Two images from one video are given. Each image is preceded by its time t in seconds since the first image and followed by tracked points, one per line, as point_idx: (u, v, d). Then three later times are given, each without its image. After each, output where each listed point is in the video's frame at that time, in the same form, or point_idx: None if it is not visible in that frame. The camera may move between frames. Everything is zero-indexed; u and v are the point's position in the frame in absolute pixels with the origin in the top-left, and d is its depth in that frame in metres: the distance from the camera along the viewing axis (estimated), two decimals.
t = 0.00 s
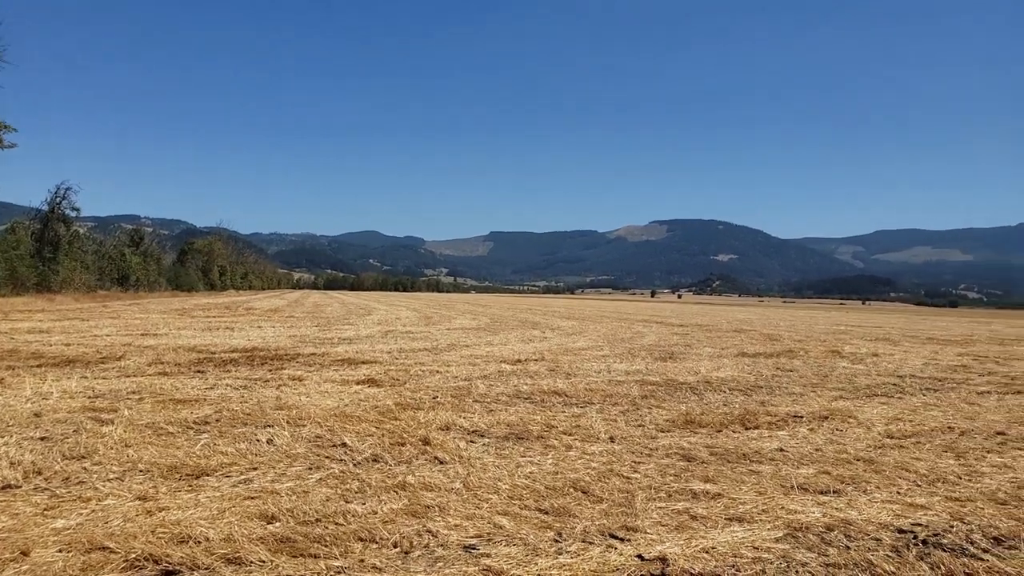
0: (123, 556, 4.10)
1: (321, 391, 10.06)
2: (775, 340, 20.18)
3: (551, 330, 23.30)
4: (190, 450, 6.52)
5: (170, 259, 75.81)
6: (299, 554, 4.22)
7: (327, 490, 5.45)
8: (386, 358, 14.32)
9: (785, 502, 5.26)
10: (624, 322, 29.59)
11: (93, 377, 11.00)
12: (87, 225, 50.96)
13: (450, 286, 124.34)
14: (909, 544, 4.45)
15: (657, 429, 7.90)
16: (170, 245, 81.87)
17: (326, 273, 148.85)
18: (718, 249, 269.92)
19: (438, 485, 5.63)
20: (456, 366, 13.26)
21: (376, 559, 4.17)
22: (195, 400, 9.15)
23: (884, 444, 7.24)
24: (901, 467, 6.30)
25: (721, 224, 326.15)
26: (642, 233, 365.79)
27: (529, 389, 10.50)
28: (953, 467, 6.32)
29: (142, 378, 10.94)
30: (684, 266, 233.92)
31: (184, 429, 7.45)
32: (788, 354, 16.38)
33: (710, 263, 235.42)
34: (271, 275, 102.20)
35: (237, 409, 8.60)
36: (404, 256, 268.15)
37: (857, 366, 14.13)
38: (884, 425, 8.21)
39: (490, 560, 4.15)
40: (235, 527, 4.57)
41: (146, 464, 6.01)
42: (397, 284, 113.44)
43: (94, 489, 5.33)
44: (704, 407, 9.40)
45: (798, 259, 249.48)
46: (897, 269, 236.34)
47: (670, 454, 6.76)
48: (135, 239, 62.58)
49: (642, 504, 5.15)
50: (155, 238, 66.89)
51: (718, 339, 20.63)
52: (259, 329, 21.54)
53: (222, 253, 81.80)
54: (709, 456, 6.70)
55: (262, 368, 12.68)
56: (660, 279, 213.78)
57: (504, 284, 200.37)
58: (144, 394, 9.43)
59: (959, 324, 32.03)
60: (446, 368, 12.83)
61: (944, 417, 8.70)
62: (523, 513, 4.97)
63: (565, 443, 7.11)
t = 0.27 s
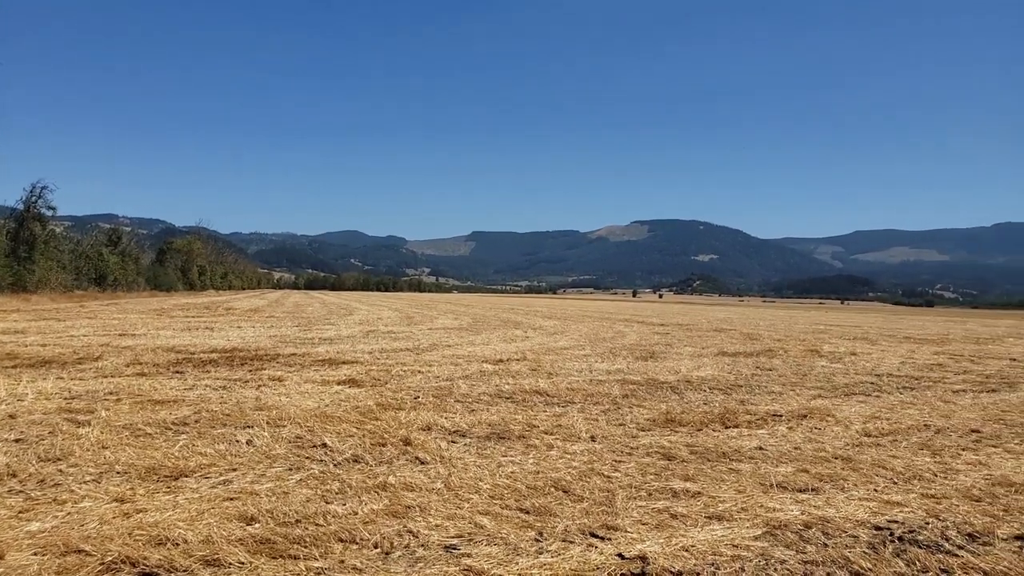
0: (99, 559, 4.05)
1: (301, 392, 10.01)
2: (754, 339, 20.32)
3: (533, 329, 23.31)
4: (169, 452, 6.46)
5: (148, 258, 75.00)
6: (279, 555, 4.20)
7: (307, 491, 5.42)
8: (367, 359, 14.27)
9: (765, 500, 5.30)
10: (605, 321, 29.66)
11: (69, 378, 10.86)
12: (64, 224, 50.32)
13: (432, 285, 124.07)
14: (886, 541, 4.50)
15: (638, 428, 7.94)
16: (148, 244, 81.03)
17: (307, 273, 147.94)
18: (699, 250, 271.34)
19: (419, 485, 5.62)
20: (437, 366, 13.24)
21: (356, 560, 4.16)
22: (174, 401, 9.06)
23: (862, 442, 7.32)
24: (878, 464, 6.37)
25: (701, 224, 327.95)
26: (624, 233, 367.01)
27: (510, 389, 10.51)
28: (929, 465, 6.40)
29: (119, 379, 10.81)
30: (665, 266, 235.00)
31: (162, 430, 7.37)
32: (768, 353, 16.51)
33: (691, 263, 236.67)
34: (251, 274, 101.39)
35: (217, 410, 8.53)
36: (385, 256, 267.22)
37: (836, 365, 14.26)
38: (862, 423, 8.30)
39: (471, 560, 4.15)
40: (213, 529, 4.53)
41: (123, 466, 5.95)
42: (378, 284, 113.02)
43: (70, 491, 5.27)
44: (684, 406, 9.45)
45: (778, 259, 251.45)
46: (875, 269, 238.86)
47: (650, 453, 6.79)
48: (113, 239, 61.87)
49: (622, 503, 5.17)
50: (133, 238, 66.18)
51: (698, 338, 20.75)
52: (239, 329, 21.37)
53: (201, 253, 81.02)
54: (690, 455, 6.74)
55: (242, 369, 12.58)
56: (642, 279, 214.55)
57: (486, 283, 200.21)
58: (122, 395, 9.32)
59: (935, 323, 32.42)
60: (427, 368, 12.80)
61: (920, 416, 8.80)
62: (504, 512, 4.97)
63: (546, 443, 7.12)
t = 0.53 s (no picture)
0: (76, 563, 4.01)
1: (283, 393, 9.94)
2: (736, 338, 20.44)
3: (516, 329, 23.31)
4: (148, 454, 6.40)
5: (127, 258, 74.23)
6: (260, 557, 4.18)
7: (288, 492, 5.39)
8: (349, 359, 14.20)
9: (745, 499, 5.34)
10: (588, 321, 29.72)
11: (46, 380, 10.72)
12: (41, 224, 49.69)
13: (415, 286, 123.74)
14: (864, 538, 4.55)
15: (620, 427, 7.96)
16: (127, 245, 80.13)
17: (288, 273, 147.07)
18: (681, 249, 272.49)
19: (401, 486, 5.61)
20: (420, 366, 13.20)
21: (338, 561, 4.14)
22: (154, 402, 8.97)
23: (841, 440, 7.39)
24: (857, 462, 6.44)
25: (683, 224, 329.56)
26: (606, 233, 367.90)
27: (493, 389, 10.50)
28: (907, 462, 6.48)
29: (97, 381, 10.69)
30: (647, 266, 235.86)
31: (141, 432, 7.30)
32: (749, 352, 16.62)
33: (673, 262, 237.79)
34: (232, 274, 100.62)
35: (197, 411, 8.45)
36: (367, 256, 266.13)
37: (815, 364, 14.38)
38: (841, 422, 8.38)
39: (453, 560, 4.15)
40: (193, 531, 4.49)
41: (102, 469, 5.88)
42: (361, 285, 112.57)
43: (48, 495, 5.21)
44: (667, 405, 9.49)
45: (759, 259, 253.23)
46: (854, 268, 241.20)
47: (632, 452, 6.82)
48: (91, 239, 61.15)
49: (604, 503, 5.19)
50: (111, 238, 65.45)
51: (680, 338, 20.84)
52: (220, 330, 21.20)
53: (181, 253, 80.29)
54: (671, 454, 6.77)
55: (222, 370, 12.49)
56: (624, 279, 215.19)
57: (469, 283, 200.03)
58: (100, 398, 9.21)
59: (912, 322, 32.77)
60: (410, 369, 12.76)
61: (898, 413, 8.90)
62: (487, 513, 4.97)
63: (528, 443, 7.12)
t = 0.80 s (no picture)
0: (48, 565, 3.95)
1: (260, 392, 9.87)
2: (713, 337, 20.59)
3: (496, 329, 23.30)
4: (122, 454, 6.32)
5: (102, 256, 73.31)
6: (235, 558, 4.14)
7: (265, 493, 5.35)
8: (328, 359, 14.10)
9: (722, 497, 5.38)
10: (567, 321, 29.78)
11: (18, 379, 10.56)
12: (13, 221, 48.91)
13: (395, 285, 123.19)
14: (839, 535, 4.60)
15: (599, 426, 7.98)
16: (102, 243, 79.08)
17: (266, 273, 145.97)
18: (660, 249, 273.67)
19: (379, 486, 5.59)
20: (399, 366, 13.15)
21: (315, 562, 4.12)
22: (128, 402, 8.86)
23: (817, 438, 7.47)
24: (832, 460, 6.51)
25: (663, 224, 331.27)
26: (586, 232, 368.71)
27: (473, 388, 10.48)
28: (881, 460, 6.56)
29: (71, 381, 10.54)
30: (627, 265, 236.68)
31: (115, 432, 7.21)
32: (727, 352, 16.72)
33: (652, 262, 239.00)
34: (209, 273, 99.63)
35: (173, 411, 8.37)
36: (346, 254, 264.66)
37: (792, 363, 14.51)
38: (817, 420, 8.46)
39: (431, 560, 4.14)
40: (168, 532, 4.45)
41: (75, 470, 5.80)
42: (340, 284, 111.90)
43: (19, 496, 5.13)
44: (645, 404, 9.52)
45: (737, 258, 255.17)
46: (831, 268, 243.81)
47: (611, 450, 6.84)
48: (65, 236, 60.27)
49: (582, 501, 5.21)
50: (85, 236, 64.55)
51: (660, 337, 20.93)
52: (196, 329, 21.00)
53: (157, 251, 79.41)
54: (649, 452, 6.80)
55: (199, 369, 12.37)
56: (604, 278, 215.83)
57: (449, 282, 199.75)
58: (73, 398, 9.09)
59: (887, 322, 33.21)
60: (389, 368, 12.71)
61: (873, 412, 9.01)
62: (465, 512, 4.97)
63: (508, 442, 7.12)
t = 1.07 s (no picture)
0: (22, 570, 3.90)
1: (240, 393, 9.79)
2: (694, 336, 20.70)
3: (478, 328, 23.28)
4: (99, 457, 6.25)
5: (78, 256, 72.40)
6: (214, 560, 4.11)
7: (244, 494, 5.31)
8: (308, 359, 14.02)
9: (702, 495, 5.41)
10: (549, 320, 29.83)
11: None
12: None
13: (376, 284, 122.72)
14: (817, 532, 4.64)
15: (580, 425, 8.00)
16: (79, 243, 78.14)
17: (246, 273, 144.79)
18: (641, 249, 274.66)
19: (360, 487, 5.56)
20: (380, 366, 13.10)
21: (295, 563, 4.10)
22: (105, 404, 8.76)
23: (796, 436, 7.53)
24: (810, 458, 6.57)
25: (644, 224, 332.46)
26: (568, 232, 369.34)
27: (454, 388, 10.46)
28: (858, 457, 6.63)
29: (47, 383, 10.40)
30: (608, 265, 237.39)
31: (92, 435, 7.13)
32: (707, 351, 16.82)
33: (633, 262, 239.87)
34: (188, 274, 98.75)
35: (150, 413, 8.28)
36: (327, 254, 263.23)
37: (771, 362, 14.64)
38: (796, 418, 8.54)
39: (412, 561, 4.13)
40: (145, 536, 4.41)
41: (50, 473, 5.73)
42: (320, 284, 111.32)
43: None
44: (626, 403, 9.56)
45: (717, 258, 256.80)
46: (809, 268, 246.03)
47: (593, 449, 6.85)
48: (40, 236, 59.47)
49: (564, 500, 5.21)
50: (61, 235, 63.75)
51: (641, 336, 21.02)
52: (175, 330, 20.80)
53: (135, 251, 78.54)
54: (630, 451, 6.82)
55: (177, 371, 12.25)
56: (585, 278, 216.33)
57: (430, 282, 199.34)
58: (49, 400, 8.97)
59: (864, 321, 33.58)
60: (370, 368, 12.66)
61: (851, 410, 9.11)
62: (447, 512, 4.96)
63: (489, 442, 7.12)
